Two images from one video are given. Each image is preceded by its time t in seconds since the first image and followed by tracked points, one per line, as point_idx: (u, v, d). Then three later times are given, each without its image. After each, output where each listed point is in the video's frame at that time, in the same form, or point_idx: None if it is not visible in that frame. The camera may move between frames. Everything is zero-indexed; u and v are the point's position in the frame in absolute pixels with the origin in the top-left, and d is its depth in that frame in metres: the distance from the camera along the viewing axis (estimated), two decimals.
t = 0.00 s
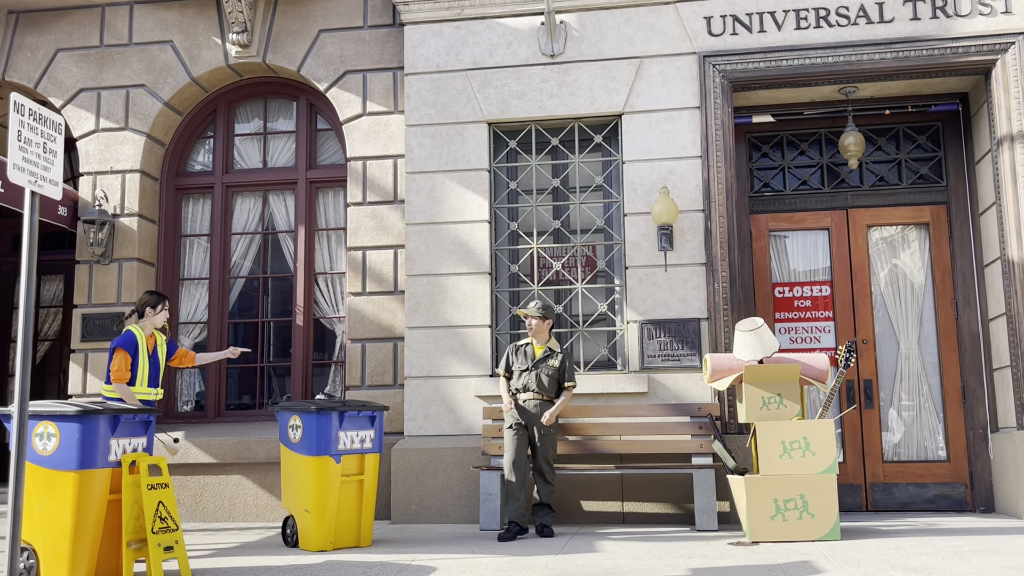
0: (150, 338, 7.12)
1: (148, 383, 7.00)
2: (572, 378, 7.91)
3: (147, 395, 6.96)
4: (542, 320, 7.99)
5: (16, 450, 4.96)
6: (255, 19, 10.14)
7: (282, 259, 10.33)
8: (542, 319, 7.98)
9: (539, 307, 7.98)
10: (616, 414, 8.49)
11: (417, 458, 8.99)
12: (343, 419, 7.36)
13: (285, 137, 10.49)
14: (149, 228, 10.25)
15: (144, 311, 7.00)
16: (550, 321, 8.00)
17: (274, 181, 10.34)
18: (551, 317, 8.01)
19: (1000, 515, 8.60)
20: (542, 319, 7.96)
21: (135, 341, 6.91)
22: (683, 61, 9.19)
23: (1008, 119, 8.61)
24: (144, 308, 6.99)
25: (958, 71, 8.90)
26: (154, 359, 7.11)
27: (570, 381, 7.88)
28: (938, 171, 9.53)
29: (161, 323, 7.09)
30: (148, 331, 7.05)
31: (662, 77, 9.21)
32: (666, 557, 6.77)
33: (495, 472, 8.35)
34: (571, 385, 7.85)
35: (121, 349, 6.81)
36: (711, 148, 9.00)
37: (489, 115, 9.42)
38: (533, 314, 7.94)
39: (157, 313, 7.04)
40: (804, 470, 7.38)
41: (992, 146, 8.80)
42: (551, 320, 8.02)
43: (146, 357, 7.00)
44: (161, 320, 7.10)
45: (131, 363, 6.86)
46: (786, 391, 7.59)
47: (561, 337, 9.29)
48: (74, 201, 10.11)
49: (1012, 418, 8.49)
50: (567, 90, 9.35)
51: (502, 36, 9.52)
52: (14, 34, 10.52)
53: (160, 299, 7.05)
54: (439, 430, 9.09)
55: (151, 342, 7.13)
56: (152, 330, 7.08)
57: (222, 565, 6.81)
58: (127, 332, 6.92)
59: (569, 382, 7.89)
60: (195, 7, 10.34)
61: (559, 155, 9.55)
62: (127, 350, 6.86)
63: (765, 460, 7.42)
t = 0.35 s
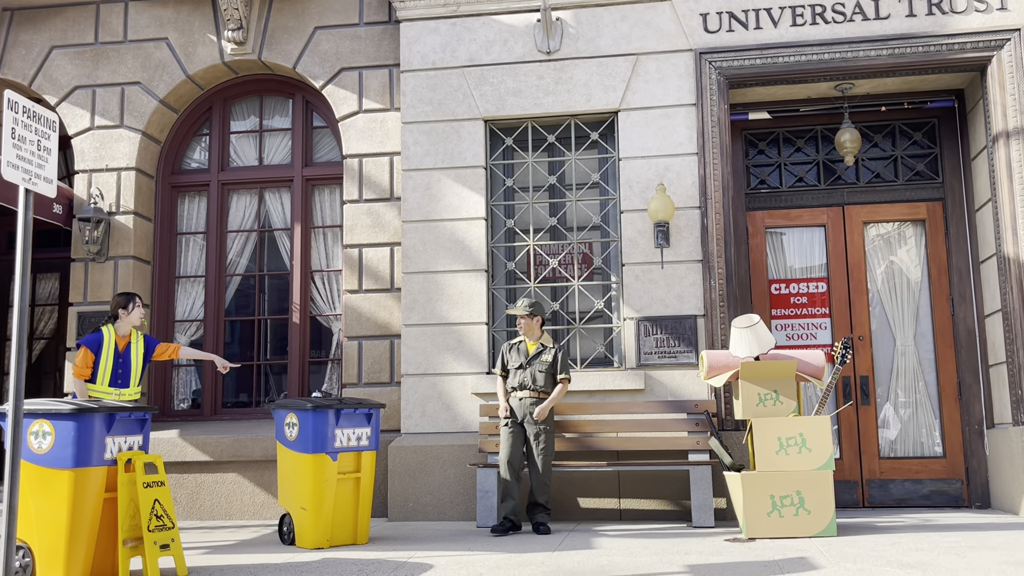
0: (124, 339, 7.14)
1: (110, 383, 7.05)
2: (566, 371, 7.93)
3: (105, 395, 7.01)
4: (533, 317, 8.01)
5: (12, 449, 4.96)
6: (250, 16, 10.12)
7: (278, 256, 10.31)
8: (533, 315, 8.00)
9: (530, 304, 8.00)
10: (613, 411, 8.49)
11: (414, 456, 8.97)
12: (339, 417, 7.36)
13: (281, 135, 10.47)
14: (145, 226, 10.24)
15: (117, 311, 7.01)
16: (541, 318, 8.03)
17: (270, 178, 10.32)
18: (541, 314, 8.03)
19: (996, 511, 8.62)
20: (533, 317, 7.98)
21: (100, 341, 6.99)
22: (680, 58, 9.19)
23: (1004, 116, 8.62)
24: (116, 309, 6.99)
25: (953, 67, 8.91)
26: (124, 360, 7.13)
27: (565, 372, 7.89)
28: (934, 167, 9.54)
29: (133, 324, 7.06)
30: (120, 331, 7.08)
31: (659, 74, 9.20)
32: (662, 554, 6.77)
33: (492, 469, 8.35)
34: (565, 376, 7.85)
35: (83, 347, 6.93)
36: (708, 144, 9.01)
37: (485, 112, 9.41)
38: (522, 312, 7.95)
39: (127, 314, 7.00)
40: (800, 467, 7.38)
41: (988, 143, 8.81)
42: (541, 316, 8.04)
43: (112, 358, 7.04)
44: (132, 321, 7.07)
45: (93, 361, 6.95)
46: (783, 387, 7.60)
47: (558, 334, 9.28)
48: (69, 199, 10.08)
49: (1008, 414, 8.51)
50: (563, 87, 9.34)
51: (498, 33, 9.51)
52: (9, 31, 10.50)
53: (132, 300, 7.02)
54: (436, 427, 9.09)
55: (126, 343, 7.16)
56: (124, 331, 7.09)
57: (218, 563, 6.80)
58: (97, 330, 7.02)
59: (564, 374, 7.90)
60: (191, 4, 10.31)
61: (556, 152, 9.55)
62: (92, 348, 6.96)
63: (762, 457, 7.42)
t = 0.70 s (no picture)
0: (111, 338, 7.19)
1: (99, 382, 7.08)
2: (550, 360, 7.94)
3: (95, 394, 7.05)
4: (497, 325, 8.00)
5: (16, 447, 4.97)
6: (251, 14, 10.12)
7: (281, 254, 10.32)
8: (495, 324, 7.99)
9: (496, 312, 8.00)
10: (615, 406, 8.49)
11: (418, 452, 8.98)
12: (343, 414, 7.38)
13: (283, 132, 10.48)
14: (148, 224, 10.25)
15: (103, 312, 7.02)
16: (505, 322, 8.01)
17: (272, 175, 10.33)
18: (505, 319, 8.01)
19: (1000, 505, 8.60)
20: (495, 325, 7.98)
21: (85, 341, 7.05)
22: (681, 52, 9.17)
23: (1006, 109, 8.60)
24: (101, 308, 6.99)
25: (956, 60, 8.88)
26: (112, 359, 7.19)
27: (549, 363, 7.89)
28: (936, 161, 9.52)
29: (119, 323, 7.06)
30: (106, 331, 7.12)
31: (660, 69, 9.19)
32: (666, 549, 6.77)
33: (496, 465, 8.36)
34: (551, 367, 7.86)
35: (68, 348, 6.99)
36: (710, 139, 8.99)
37: (486, 108, 9.41)
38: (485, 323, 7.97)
39: (112, 313, 7.00)
40: (804, 461, 7.38)
41: (991, 136, 8.79)
42: (505, 321, 8.03)
43: (99, 357, 7.10)
44: (119, 320, 7.07)
45: (80, 361, 7.01)
46: (785, 382, 7.59)
47: (561, 330, 9.29)
48: (72, 197, 10.10)
49: (1011, 408, 8.49)
50: (564, 82, 9.33)
51: (499, 29, 9.50)
52: (10, 30, 10.51)
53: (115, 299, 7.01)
54: (439, 423, 9.10)
55: (114, 342, 7.21)
56: (112, 330, 7.11)
57: (223, 560, 6.82)
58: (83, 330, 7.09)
59: (547, 365, 7.90)
60: (192, 2, 10.32)
61: (557, 147, 9.54)
62: (78, 348, 7.03)
63: (765, 451, 7.42)
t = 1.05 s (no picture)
0: (122, 347, 7.24)
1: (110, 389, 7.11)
2: (526, 359, 7.82)
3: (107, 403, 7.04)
4: (483, 319, 7.96)
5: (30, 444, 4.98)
6: (258, 10, 10.12)
7: (290, 250, 10.33)
8: (482, 319, 7.95)
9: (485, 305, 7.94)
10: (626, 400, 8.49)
11: (429, 447, 8.99)
12: (354, 409, 7.39)
13: (291, 128, 10.47)
14: (158, 221, 10.27)
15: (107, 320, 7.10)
16: (491, 317, 7.97)
17: (281, 172, 10.33)
18: (491, 313, 7.97)
19: (1015, 496, 8.56)
20: (482, 319, 7.93)
21: (100, 348, 7.04)
22: (690, 44, 9.13)
23: (1018, 97, 8.53)
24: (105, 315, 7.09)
25: (967, 49, 8.82)
26: (122, 368, 7.22)
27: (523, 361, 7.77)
28: (947, 151, 9.46)
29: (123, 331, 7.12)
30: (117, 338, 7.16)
31: (668, 61, 9.15)
32: (679, 542, 6.76)
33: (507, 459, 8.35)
34: (524, 365, 7.74)
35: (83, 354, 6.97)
36: (719, 131, 8.96)
37: (495, 102, 9.39)
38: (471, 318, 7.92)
39: (117, 321, 7.08)
40: (816, 453, 7.36)
41: (1003, 124, 8.72)
42: (492, 316, 7.98)
43: (114, 365, 7.11)
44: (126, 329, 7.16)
45: (98, 368, 7.00)
46: (797, 373, 7.57)
47: (571, 324, 9.28)
48: (82, 195, 10.12)
49: None
50: (572, 75, 9.30)
51: (506, 22, 9.47)
52: (19, 29, 10.52)
53: (122, 308, 7.09)
54: (451, 418, 9.10)
55: (124, 351, 7.26)
56: (120, 339, 7.18)
57: (236, 555, 6.83)
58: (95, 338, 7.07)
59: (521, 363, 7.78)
60: None
61: (566, 141, 9.52)
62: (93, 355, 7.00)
63: (777, 444, 7.40)
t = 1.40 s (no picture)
0: (104, 360, 7.25)
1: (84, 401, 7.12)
2: (500, 357, 7.61)
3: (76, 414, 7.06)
4: (472, 311, 7.83)
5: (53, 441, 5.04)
6: (271, 7, 10.16)
7: (306, 245, 10.38)
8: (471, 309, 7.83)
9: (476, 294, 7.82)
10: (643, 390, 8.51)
11: (446, 440, 9.02)
12: (372, 402, 7.43)
13: (305, 124, 10.52)
14: (175, 218, 10.35)
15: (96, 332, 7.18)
16: (481, 310, 7.82)
17: (296, 168, 10.38)
18: (481, 306, 7.81)
19: None
20: (471, 310, 7.80)
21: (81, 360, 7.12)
22: (703, 33, 9.10)
23: None
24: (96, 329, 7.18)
25: (983, 34, 8.75)
26: (101, 382, 7.22)
27: (495, 360, 7.58)
28: (964, 137, 9.39)
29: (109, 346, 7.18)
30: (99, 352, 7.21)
31: (681, 51, 9.12)
32: (697, 532, 6.77)
33: (525, 451, 8.38)
34: (495, 363, 7.55)
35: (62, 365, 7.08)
36: (733, 120, 8.93)
37: (507, 95, 9.39)
38: (459, 308, 7.81)
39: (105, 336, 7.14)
40: (834, 442, 7.35)
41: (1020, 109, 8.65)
42: (482, 308, 7.84)
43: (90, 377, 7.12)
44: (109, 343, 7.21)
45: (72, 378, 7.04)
46: (814, 362, 7.55)
47: (587, 316, 9.30)
48: (100, 193, 10.21)
49: None
50: (585, 67, 9.29)
51: (518, 15, 9.47)
52: (35, 29, 10.60)
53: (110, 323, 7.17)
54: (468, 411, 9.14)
55: (106, 364, 7.26)
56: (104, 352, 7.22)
57: (257, 549, 6.89)
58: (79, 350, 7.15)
59: (493, 359, 7.59)
60: None
61: (579, 133, 9.52)
62: (72, 365, 7.09)
63: (794, 433, 7.39)
